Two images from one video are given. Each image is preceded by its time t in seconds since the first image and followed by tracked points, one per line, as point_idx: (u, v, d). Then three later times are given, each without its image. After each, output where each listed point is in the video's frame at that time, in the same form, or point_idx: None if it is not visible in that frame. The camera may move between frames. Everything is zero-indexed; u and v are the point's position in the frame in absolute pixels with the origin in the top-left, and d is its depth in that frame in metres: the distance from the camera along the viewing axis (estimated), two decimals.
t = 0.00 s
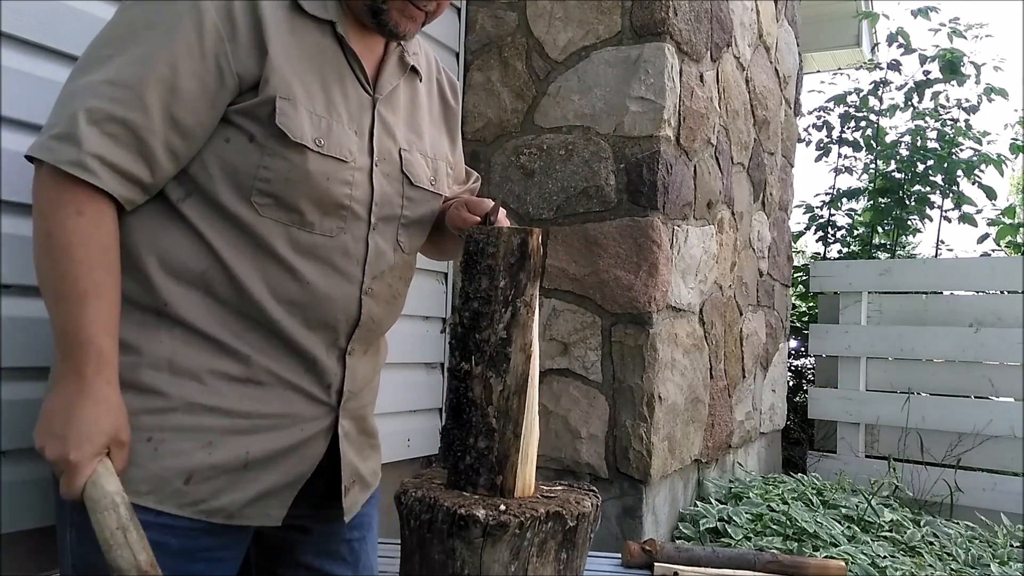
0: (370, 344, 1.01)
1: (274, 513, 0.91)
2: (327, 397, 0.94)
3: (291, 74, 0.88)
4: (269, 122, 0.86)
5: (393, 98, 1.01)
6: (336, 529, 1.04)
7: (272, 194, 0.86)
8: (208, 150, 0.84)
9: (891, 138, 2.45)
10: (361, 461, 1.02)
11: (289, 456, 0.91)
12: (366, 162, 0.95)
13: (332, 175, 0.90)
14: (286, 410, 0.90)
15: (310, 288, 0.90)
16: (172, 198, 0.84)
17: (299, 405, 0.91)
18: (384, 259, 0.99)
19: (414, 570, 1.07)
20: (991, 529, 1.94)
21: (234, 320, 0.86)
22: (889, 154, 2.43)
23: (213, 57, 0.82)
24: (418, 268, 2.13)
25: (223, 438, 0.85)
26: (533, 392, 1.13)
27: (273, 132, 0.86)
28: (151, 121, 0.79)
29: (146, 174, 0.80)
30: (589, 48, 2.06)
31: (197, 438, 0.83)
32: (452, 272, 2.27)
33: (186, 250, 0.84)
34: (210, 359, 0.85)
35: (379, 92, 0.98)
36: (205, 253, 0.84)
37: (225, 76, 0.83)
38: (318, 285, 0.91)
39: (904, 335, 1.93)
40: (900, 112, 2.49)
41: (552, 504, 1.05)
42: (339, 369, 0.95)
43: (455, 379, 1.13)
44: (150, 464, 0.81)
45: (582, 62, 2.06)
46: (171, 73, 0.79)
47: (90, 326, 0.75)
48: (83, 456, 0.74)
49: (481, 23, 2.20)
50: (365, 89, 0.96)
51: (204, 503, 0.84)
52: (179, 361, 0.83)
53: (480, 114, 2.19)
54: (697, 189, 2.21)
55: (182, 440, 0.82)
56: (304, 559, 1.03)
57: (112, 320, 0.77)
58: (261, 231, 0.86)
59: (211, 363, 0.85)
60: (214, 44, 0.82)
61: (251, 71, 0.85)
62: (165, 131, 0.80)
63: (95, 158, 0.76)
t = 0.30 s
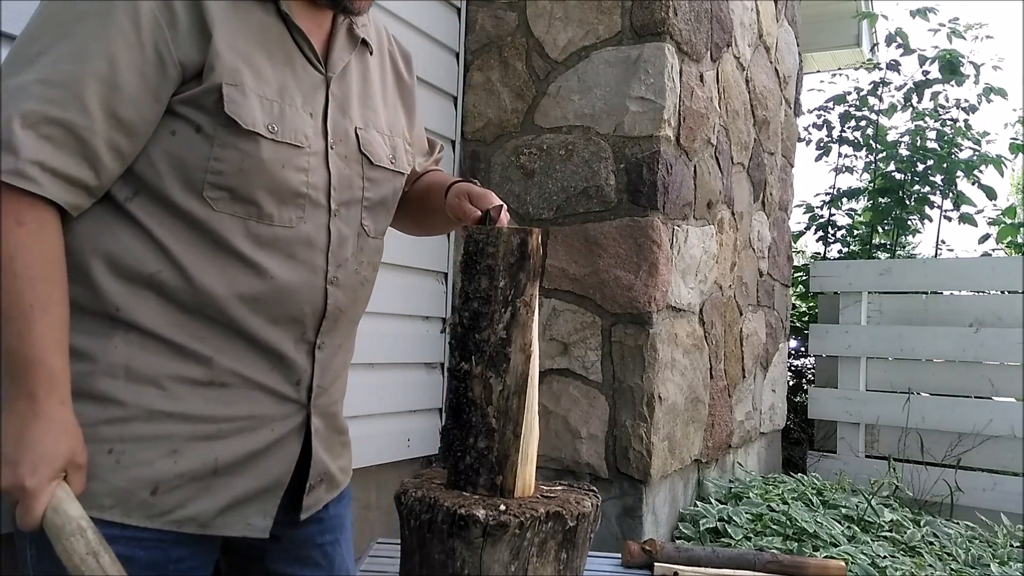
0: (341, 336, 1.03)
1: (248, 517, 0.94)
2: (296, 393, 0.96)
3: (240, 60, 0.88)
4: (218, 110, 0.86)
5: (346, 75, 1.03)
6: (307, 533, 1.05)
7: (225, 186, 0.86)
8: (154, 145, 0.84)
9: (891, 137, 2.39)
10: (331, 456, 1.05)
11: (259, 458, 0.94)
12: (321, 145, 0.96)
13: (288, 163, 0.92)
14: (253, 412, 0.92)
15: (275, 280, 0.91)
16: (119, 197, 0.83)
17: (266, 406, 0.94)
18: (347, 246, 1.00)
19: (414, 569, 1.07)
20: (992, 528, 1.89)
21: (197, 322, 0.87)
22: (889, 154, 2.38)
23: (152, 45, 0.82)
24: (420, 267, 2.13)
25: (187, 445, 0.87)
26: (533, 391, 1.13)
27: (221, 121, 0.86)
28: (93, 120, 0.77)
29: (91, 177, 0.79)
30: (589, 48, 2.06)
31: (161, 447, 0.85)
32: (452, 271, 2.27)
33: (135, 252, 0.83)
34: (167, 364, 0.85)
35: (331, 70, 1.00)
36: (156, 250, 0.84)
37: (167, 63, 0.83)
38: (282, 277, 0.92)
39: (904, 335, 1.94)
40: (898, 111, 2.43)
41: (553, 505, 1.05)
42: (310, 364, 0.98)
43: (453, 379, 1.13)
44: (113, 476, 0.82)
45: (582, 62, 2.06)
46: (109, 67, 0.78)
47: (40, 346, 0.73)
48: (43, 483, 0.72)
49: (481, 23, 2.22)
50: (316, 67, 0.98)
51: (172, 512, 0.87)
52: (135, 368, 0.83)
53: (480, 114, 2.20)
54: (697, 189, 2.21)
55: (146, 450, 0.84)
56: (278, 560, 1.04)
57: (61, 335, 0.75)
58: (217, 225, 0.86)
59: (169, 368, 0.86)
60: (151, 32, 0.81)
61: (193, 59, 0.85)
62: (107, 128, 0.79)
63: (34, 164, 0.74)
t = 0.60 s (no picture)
0: (319, 327, 1.02)
1: (236, 517, 0.93)
2: (276, 387, 0.95)
3: (192, 47, 0.87)
4: (171, 100, 0.85)
5: (308, 58, 1.02)
6: (295, 538, 1.04)
7: (184, 177, 0.85)
8: (108, 140, 0.83)
9: (892, 138, 2.40)
10: (317, 452, 1.03)
11: (242, 457, 0.93)
12: (284, 131, 0.95)
13: (248, 149, 0.90)
14: (233, 411, 0.91)
15: (244, 273, 0.90)
16: (76, 196, 0.83)
17: (246, 403, 0.92)
18: (319, 234, 0.99)
19: (414, 570, 1.07)
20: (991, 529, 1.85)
21: (169, 322, 0.87)
22: (889, 154, 2.39)
23: (96, 36, 0.80)
24: (420, 267, 2.14)
25: (165, 449, 0.87)
26: (533, 389, 1.13)
27: (174, 110, 0.85)
28: (40, 119, 0.76)
29: (43, 177, 0.78)
30: (589, 48, 2.06)
31: (138, 452, 0.85)
32: (451, 271, 2.27)
33: (96, 249, 0.83)
34: (139, 366, 0.85)
35: (291, 53, 0.99)
36: (116, 246, 0.83)
37: (114, 55, 0.81)
38: (252, 268, 0.91)
39: (904, 335, 1.95)
40: (898, 112, 2.43)
41: (553, 504, 1.05)
42: (288, 356, 0.96)
43: (452, 377, 1.13)
44: (91, 485, 0.82)
45: (582, 62, 2.06)
46: (51, 62, 0.76)
47: None
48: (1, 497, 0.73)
49: (481, 23, 2.22)
50: (276, 51, 0.97)
51: (156, 518, 0.87)
52: (106, 373, 0.83)
53: (479, 114, 2.21)
54: (697, 189, 2.21)
55: (123, 457, 0.84)
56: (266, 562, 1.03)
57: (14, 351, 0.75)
58: (182, 219, 0.85)
59: (140, 371, 0.85)
60: (96, 22, 0.80)
61: (141, 48, 0.84)
62: (55, 125, 0.77)
63: None
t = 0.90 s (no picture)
0: (309, 325, 1.00)
1: (229, 517, 0.91)
2: (265, 384, 0.93)
3: (173, 40, 0.86)
4: (151, 92, 0.83)
5: (296, 52, 1.01)
6: (289, 541, 1.02)
7: (167, 171, 0.84)
8: (88, 135, 0.83)
9: (891, 138, 2.40)
10: (309, 451, 1.02)
11: (234, 456, 0.91)
12: (272, 125, 0.93)
13: (233, 142, 0.89)
14: (223, 410, 0.89)
15: (231, 269, 0.88)
16: (60, 193, 0.82)
17: (237, 402, 0.90)
18: (309, 229, 0.97)
19: (414, 569, 1.07)
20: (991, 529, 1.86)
21: (158, 320, 0.85)
22: (889, 154, 2.39)
23: (74, 30, 0.80)
24: (420, 266, 2.13)
25: (154, 449, 0.85)
26: (533, 391, 1.13)
27: (155, 103, 0.83)
28: (16, 111, 0.77)
29: (22, 173, 0.79)
30: (589, 48, 2.06)
31: (128, 453, 0.83)
32: (452, 271, 2.27)
33: (79, 245, 0.82)
34: (127, 367, 0.83)
35: (278, 46, 0.97)
36: (99, 243, 0.82)
37: (92, 49, 0.81)
38: (238, 265, 0.89)
39: (904, 335, 1.95)
40: (898, 112, 2.42)
41: (553, 504, 1.05)
42: (278, 355, 0.95)
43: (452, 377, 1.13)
44: (80, 488, 0.80)
45: (582, 62, 2.06)
46: (29, 54, 0.77)
47: None
48: None
49: (481, 23, 2.22)
50: (263, 44, 0.95)
51: (147, 518, 0.84)
52: (94, 373, 0.81)
53: (479, 114, 2.21)
54: (697, 189, 2.21)
55: (112, 458, 0.82)
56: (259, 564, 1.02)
57: None
58: (166, 214, 0.84)
59: (128, 372, 0.83)
60: (74, 16, 0.80)
61: (120, 41, 0.83)
62: (34, 121, 0.78)
63: None
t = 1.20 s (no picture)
0: (308, 328, 1.00)
1: (224, 518, 0.91)
2: (263, 387, 0.93)
3: (177, 41, 0.86)
4: (155, 93, 0.83)
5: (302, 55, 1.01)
6: (287, 542, 1.02)
7: (169, 172, 0.84)
8: (91, 134, 0.82)
9: (892, 137, 2.40)
10: (307, 453, 1.02)
11: (231, 457, 0.91)
12: (275, 127, 0.94)
13: (235, 144, 0.89)
14: (221, 411, 0.89)
15: (229, 272, 0.88)
16: (62, 191, 0.82)
17: (234, 404, 0.90)
18: (310, 233, 0.97)
19: (414, 569, 1.07)
20: (991, 529, 1.85)
21: (156, 321, 0.85)
22: (890, 155, 2.39)
23: (79, 29, 0.80)
24: (420, 266, 2.13)
25: (151, 450, 0.85)
26: (533, 391, 1.13)
27: (158, 105, 0.83)
28: (19, 109, 0.77)
29: (24, 168, 0.78)
30: (589, 48, 2.06)
31: (125, 454, 0.83)
32: (452, 271, 2.27)
33: (80, 245, 0.82)
34: (124, 367, 0.83)
35: (284, 50, 0.97)
36: (99, 243, 0.82)
37: (95, 46, 0.81)
38: (237, 267, 0.89)
39: (904, 335, 1.95)
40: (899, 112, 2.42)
41: (553, 504, 1.05)
42: (276, 357, 0.94)
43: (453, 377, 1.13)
44: (78, 487, 0.80)
45: (582, 62, 2.06)
46: (33, 53, 0.77)
47: None
48: None
49: (481, 23, 2.22)
50: (269, 47, 0.95)
51: (142, 519, 0.84)
52: (91, 374, 0.81)
53: (479, 114, 2.22)
54: (697, 189, 2.21)
55: (109, 458, 0.82)
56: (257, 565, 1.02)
57: None
58: (167, 215, 0.84)
59: (126, 372, 0.83)
60: (78, 16, 0.80)
61: (125, 41, 0.83)
62: (36, 119, 0.78)
63: None
